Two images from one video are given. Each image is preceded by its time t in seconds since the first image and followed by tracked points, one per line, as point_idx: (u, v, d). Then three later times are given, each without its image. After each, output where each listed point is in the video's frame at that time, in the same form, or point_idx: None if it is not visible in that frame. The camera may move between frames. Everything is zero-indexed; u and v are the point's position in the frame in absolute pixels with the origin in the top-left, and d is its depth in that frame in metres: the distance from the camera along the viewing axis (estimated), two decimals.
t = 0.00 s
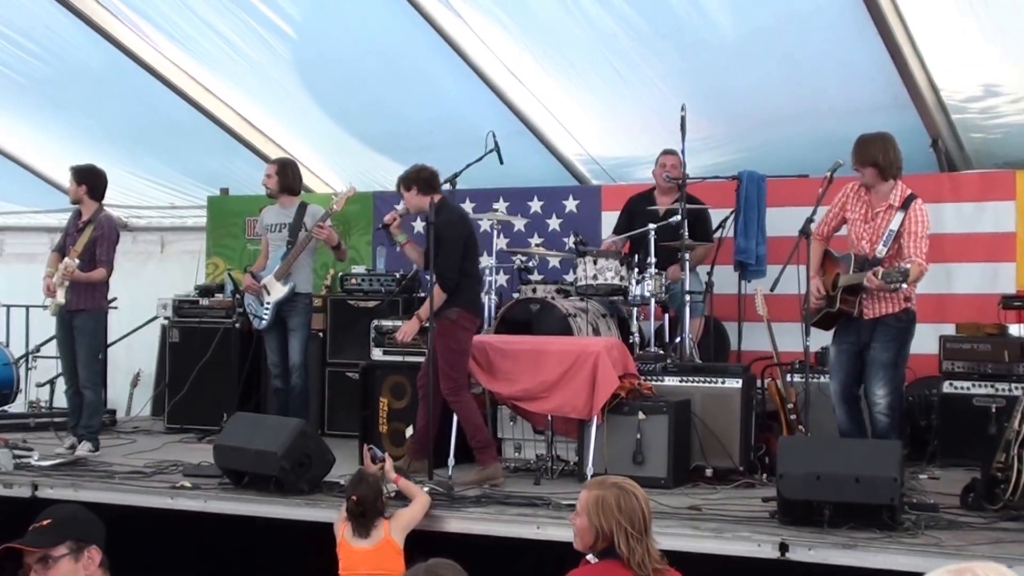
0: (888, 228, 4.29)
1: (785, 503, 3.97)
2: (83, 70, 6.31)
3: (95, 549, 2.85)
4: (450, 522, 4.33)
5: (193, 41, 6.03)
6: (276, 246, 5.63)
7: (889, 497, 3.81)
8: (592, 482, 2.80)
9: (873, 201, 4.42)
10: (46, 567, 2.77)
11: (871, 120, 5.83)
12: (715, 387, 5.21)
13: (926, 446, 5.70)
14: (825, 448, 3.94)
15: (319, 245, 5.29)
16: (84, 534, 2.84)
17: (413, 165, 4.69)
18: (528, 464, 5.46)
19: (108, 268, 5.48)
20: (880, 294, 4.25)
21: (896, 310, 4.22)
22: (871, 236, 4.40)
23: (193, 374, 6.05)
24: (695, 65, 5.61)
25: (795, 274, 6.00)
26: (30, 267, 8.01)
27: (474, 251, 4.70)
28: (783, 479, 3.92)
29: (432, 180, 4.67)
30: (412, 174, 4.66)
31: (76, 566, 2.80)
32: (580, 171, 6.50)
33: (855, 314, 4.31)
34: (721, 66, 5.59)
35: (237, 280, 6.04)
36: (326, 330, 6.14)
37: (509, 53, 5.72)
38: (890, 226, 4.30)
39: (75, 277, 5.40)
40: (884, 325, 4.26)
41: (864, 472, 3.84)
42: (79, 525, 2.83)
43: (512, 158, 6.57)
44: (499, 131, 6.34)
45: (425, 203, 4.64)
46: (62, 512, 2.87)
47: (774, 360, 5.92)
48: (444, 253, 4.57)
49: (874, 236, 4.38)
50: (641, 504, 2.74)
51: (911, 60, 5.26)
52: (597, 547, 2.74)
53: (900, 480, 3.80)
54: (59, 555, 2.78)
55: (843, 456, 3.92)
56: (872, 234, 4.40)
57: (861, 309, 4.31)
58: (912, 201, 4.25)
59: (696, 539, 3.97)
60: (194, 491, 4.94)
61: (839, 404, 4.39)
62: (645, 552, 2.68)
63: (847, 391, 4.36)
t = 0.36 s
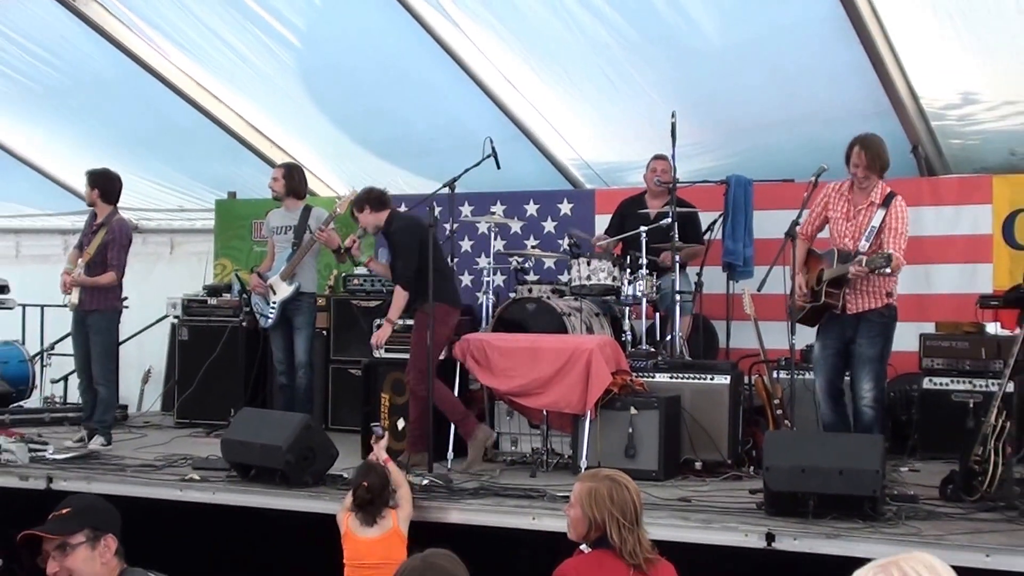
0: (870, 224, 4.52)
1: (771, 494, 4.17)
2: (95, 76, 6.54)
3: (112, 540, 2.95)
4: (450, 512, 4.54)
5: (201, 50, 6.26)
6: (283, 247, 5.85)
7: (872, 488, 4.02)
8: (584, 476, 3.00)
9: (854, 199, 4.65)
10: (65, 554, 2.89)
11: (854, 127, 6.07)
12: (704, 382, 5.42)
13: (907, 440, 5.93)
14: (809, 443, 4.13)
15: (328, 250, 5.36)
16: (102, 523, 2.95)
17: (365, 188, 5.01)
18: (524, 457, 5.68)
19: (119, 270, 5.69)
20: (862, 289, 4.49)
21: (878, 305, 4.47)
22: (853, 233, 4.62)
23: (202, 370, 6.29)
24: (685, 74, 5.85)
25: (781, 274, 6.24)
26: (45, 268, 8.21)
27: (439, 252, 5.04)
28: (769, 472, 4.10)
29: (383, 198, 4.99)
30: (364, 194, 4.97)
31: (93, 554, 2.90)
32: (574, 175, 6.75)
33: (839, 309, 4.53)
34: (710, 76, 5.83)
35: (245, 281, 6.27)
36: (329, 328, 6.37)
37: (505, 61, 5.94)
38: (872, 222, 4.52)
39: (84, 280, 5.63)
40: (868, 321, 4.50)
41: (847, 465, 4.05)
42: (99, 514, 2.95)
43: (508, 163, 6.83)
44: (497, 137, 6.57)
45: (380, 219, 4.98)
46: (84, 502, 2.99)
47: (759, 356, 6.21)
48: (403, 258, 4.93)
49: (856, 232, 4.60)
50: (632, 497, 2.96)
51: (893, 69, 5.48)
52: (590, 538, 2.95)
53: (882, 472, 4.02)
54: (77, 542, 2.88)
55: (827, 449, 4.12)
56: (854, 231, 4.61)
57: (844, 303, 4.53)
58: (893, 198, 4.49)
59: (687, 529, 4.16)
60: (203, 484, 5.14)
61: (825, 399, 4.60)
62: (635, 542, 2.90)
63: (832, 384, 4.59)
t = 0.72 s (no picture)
0: (851, 232, 4.73)
1: (756, 485, 4.34)
2: (106, 81, 6.81)
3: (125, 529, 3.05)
4: (450, 502, 4.76)
5: (208, 57, 6.50)
6: (287, 247, 6.07)
7: (853, 479, 4.18)
8: (576, 468, 3.21)
9: (837, 205, 4.86)
10: (79, 541, 2.98)
11: (835, 132, 6.32)
12: (692, 377, 5.64)
13: (887, 432, 6.16)
14: (793, 435, 4.29)
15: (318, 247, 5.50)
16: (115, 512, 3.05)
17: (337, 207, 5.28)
18: (518, 449, 5.92)
19: (128, 269, 5.91)
20: (842, 291, 4.68)
21: (858, 306, 4.65)
22: (836, 237, 4.83)
23: (208, 365, 6.53)
24: (673, 82, 6.10)
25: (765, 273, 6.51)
26: (56, 268, 8.70)
27: (416, 251, 5.25)
28: (753, 463, 4.28)
29: (356, 211, 5.26)
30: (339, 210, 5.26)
31: (107, 542, 3.00)
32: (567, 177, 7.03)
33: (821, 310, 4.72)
34: (697, 83, 6.08)
35: (250, 279, 6.51)
36: (331, 325, 6.61)
37: (500, 68, 6.19)
38: (852, 229, 4.73)
39: (94, 278, 5.84)
40: (849, 319, 4.67)
41: (829, 457, 4.20)
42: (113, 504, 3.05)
43: (504, 165, 7.11)
44: (493, 141, 6.83)
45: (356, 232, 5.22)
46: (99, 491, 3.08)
47: (746, 352, 6.41)
48: (383, 265, 5.13)
49: (838, 236, 4.81)
50: (622, 488, 3.15)
51: (873, 77, 5.71)
52: (582, 527, 3.12)
53: (861, 464, 4.17)
54: (89, 531, 2.98)
55: (810, 442, 4.28)
56: (836, 236, 4.82)
57: (827, 304, 4.71)
58: (874, 206, 4.69)
59: (674, 519, 4.37)
60: (209, 476, 5.35)
61: (807, 393, 4.81)
62: (624, 530, 3.06)
63: (814, 380, 4.79)
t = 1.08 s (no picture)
0: (835, 229, 4.85)
1: (742, 477, 4.47)
2: (115, 84, 7.03)
3: (133, 515, 3.07)
4: (448, 494, 4.97)
5: (213, 63, 6.72)
6: (290, 246, 6.30)
7: (836, 470, 4.30)
8: (567, 459, 3.33)
9: (821, 202, 4.98)
10: (90, 532, 3.01)
11: (819, 135, 6.55)
12: (681, 372, 5.82)
13: (869, 426, 6.35)
14: (779, 428, 4.40)
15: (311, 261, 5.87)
16: (121, 500, 3.06)
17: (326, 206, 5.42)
18: (513, 442, 6.13)
19: (133, 265, 6.11)
20: (828, 286, 4.79)
21: (843, 301, 4.75)
22: (821, 234, 4.94)
23: (212, 361, 6.74)
24: (662, 87, 6.32)
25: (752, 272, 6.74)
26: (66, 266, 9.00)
27: (398, 253, 5.47)
28: (740, 455, 4.40)
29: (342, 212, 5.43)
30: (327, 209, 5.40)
31: (116, 531, 3.02)
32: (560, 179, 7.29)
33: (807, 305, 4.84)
34: (686, 89, 6.30)
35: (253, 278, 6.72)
36: (332, 322, 6.82)
37: (495, 74, 6.40)
38: (837, 227, 4.85)
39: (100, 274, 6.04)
40: (834, 315, 4.79)
41: (813, 449, 4.32)
42: (120, 493, 3.06)
43: (499, 167, 7.36)
44: (489, 143, 7.07)
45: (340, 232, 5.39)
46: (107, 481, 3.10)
47: (732, 347, 6.69)
48: (367, 266, 5.34)
49: (823, 233, 4.92)
50: (614, 479, 3.24)
51: (857, 83, 5.91)
52: (574, 516, 3.20)
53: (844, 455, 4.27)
54: (99, 521, 3.00)
55: (796, 434, 4.39)
56: (821, 232, 4.93)
57: (812, 299, 4.83)
58: (858, 204, 4.81)
59: (663, 510, 4.49)
60: (214, 468, 5.54)
61: (793, 386, 4.94)
62: (615, 520, 3.15)
63: (800, 372, 4.93)
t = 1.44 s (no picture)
0: (825, 231, 4.98)
1: (735, 473, 4.56)
2: (121, 87, 7.18)
3: (124, 520, 2.88)
4: (449, 488, 5.11)
5: (218, 67, 6.88)
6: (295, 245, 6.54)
7: (826, 466, 4.40)
8: (566, 454, 3.45)
9: (812, 202, 5.12)
10: (92, 548, 2.88)
11: (810, 138, 6.71)
12: (675, 370, 5.95)
13: (860, 423, 6.49)
14: (771, 425, 4.51)
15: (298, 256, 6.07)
16: (109, 508, 2.87)
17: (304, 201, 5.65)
18: (511, 438, 6.26)
19: (137, 264, 6.25)
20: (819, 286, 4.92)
21: (833, 300, 4.89)
22: (811, 234, 5.07)
23: (216, 359, 6.89)
24: (656, 92, 6.49)
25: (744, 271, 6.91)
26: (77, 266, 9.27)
27: (367, 257, 5.62)
28: (734, 451, 4.49)
29: (318, 209, 5.65)
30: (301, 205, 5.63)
31: (111, 539, 2.86)
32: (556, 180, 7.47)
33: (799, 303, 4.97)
34: (680, 93, 6.46)
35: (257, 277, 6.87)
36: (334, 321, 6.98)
37: (494, 79, 6.56)
38: (827, 228, 4.98)
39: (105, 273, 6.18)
40: (825, 314, 4.92)
41: (805, 445, 4.42)
42: (105, 502, 2.87)
43: (498, 169, 7.53)
44: (487, 146, 7.24)
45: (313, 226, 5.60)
46: (95, 489, 2.91)
47: (725, 345, 6.85)
48: (334, 269, 5.49)
49: (813, 233, 5.05)
50: (611, 474, 3.37)
51: (847, 88, 6.06)
52: (570, 511, 3.33)
53: (836, 451, 4.40)
54: (92, 536, 2.85)
55: (788, 431, 4.49)
56: (812, 233, 5.07)
57: (803, 298, 4.96)
58: (848, 205, 4.96)
59: (658, 503, 4.61)
60: (219, 463, 5.66)
61: (784, 380, 5.07)
62: (611, 515, 3.29)
63: (791, 367, 5.05)
